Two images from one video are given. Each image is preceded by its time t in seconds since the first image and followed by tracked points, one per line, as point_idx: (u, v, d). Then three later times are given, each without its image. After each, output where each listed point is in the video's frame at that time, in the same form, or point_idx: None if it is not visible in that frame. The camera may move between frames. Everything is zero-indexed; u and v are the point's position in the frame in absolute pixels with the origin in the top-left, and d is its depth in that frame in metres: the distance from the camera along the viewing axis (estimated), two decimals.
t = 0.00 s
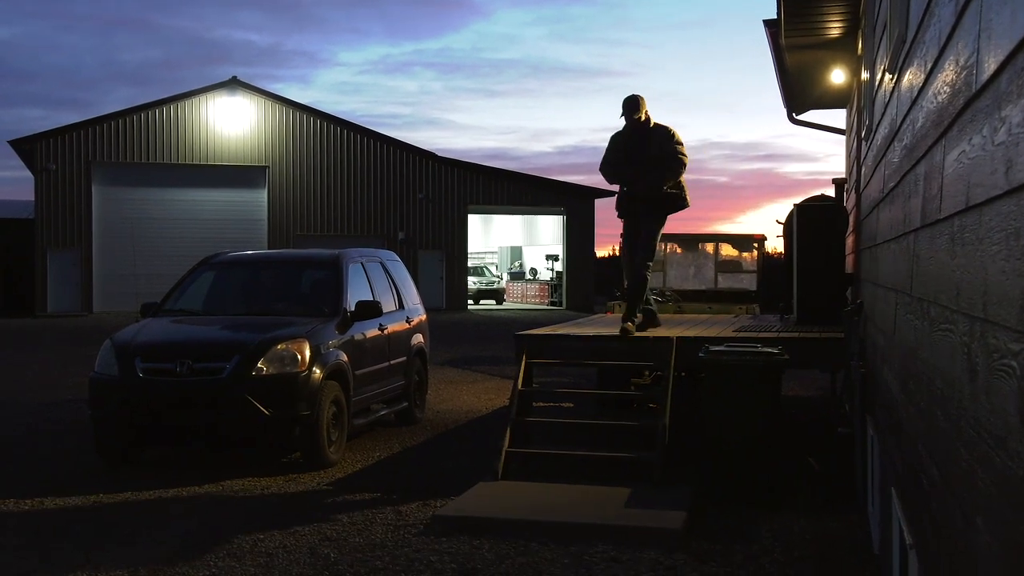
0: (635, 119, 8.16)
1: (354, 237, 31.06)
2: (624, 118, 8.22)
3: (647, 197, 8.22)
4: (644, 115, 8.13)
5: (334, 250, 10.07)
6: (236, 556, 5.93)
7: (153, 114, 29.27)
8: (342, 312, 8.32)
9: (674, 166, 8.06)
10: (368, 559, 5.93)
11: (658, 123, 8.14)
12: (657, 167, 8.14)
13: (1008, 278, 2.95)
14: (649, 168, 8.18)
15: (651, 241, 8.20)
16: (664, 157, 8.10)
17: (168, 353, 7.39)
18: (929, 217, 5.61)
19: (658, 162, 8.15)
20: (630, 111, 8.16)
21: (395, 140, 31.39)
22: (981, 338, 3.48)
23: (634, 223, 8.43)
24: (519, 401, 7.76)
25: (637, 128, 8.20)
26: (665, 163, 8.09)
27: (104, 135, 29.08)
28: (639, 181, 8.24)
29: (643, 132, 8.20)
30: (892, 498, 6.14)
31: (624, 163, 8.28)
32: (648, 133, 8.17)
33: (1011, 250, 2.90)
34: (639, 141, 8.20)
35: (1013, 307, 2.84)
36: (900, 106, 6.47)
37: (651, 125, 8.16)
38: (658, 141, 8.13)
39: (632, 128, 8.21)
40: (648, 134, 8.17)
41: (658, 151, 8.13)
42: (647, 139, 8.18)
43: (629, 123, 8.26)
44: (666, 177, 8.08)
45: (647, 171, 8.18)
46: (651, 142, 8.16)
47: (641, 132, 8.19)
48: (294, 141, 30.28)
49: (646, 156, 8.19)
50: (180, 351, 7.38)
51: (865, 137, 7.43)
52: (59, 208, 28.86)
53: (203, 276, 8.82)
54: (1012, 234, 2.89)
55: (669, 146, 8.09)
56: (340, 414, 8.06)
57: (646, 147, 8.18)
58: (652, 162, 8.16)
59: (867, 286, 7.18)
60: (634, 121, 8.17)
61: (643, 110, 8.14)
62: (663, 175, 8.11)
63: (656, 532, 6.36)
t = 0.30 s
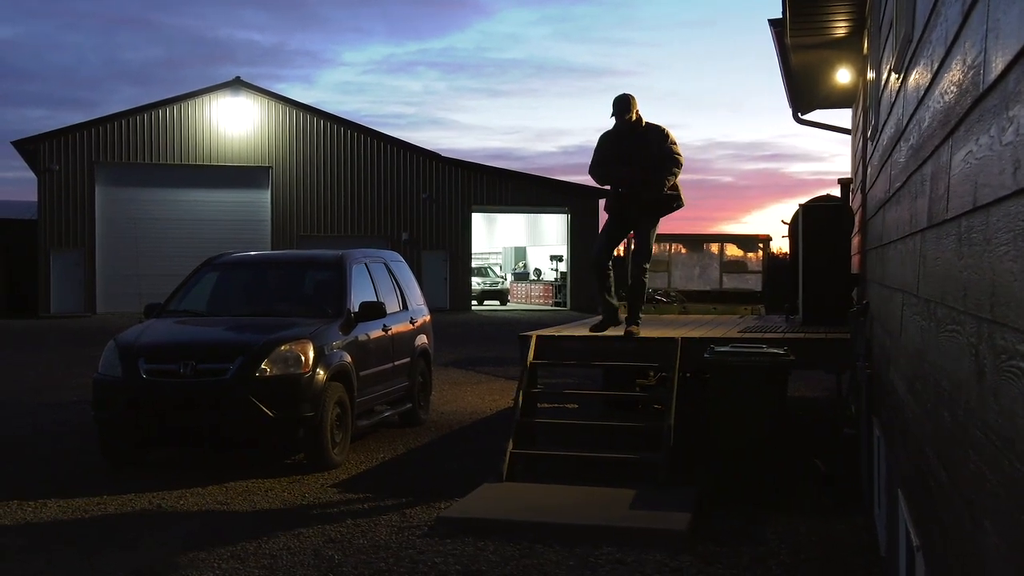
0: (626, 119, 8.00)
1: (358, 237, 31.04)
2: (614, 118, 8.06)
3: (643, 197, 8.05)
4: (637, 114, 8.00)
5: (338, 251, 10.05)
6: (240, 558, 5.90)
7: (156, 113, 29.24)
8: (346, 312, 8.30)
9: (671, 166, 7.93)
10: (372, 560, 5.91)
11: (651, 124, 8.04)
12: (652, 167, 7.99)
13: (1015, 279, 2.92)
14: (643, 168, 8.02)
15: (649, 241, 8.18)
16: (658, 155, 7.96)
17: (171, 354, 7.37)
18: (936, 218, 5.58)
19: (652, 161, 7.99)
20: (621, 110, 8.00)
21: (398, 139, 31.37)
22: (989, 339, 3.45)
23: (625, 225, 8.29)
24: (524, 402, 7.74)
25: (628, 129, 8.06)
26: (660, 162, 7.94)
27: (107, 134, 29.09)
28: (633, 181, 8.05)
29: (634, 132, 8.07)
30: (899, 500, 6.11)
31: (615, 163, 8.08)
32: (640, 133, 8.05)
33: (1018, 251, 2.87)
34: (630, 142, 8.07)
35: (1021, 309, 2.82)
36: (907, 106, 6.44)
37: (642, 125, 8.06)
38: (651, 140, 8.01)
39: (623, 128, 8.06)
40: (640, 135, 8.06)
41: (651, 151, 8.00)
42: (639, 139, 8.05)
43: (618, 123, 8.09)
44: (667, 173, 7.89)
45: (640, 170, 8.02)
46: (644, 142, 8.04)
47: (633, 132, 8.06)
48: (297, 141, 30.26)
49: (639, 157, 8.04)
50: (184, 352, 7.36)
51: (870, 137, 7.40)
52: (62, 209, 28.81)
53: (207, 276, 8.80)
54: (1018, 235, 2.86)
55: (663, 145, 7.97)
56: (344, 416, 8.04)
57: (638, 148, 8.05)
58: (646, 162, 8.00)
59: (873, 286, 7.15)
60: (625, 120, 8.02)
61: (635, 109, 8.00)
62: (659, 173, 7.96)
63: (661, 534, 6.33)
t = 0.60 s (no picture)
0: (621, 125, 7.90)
1: (361, 235, 31.01)
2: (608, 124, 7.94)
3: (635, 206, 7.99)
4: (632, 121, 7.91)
5: (341, 249, 10.01)
6: (242, 556, 5.87)
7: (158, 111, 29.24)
8: (349, 310, 8.27)
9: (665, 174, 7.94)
10: (375, 558, 5.89)
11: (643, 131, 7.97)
12: (646, 175, 7.93)
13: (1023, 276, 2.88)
14: (636, 177, 7.95)
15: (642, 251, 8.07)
16: (651, 163, 7.93)
17: (174, 352, 7.34)
18: (943, 214, 5.53)
19: (647, 169, 7.94)
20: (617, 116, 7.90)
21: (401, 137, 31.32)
22: (996, 336, 3.41)
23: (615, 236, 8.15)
24: (528, 401, 7.70)
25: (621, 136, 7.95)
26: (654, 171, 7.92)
27: (109, 132, 29.08)
28: (625, 189, 7.97)
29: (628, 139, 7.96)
30: (905, 499, 6.06)
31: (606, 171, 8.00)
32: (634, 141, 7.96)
33: None
34: (624, 149, 7.96)
35: None
36: (913, 102, 6.39)
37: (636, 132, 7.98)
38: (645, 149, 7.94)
39: (618, 134, 7.95)
40: (634, 142, 7.97)
41: (644, 160, 7.94)
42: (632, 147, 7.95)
43: (611, 129, 7.98)
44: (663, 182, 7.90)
45: (634, 178, 7.95)
46: (637, 149, 7.95)
47: (627, 138, 7.95)
48: (300, 139, 30.23)
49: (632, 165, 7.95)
50: (186, 350, 7.33)
51: (877, 134, 7.35)
52: (64, 206, 28.82)
53: (209, 274, 8.77)
54: None
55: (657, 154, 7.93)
56: (347, 414, 8.01)
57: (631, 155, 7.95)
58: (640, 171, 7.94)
59: (879, 284, 7.11)
60: (620, 126, 7.91)
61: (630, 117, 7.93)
62: (654, 182, 7.92)
63: (666, 533, 6.29)
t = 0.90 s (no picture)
0: (610, 139, 7.71)
1: (363, 233, 30.99)
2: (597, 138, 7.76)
3: (628, 221, 7.67)
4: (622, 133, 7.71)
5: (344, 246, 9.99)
6: (245, 554, 5.85)
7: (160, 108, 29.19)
8: (351, 307, 8.24)
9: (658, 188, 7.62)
10: (378, 557, 5.86)
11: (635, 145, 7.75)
12: (638, 189, 7.66)
13: None
14: (629, 191, 7.68)
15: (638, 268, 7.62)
16: (644, 176, 7.65)
17: (175, 349, 7.31)
18: (948, 211, 5.50)
19: (639, 182, 7.67)
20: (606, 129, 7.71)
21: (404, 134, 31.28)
22: (1002, 332, 3.38)
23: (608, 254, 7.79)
24: (531, 398, 7.67)
25: (612, 150, 7.75)
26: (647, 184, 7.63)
27: (110, 129, 29.05)
28: (618, 203, 7.71)
29: (619, 153, 7.74)
30: (911, 497, 6.02)
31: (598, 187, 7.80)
32: (625, 155, 7.72)
33: None
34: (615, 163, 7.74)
35: None
36: (918, 98, 6.35)
37: (627, 146, 7.76)
38: (636, 162, 7.69)
39: (608, 147, 7.74)
40: (626, 155, 7.74)
41: (636, 174, 7.68)
42: (623, 160, 7.71)
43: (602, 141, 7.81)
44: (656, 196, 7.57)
45: (626, 193, 7.69)
46: (628, 163, 7.70)
47: (619, 152, 7.74)
48: (302, 136, 30.20)
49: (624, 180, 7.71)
50: (188, 347, 7.31)
51: (881, 130, 7.31)
52: (66, 203, 28.81)
53: (211, 271, 8.74)
54: None
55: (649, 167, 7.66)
56: (350, 411, 7.98)
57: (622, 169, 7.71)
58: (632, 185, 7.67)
59: (884, 281, 7.07)
60: (610, 138, 7.71)
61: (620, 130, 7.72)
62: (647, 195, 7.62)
63: (670, 531, 6.26)
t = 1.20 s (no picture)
0: (609, 150, 7.52)
1: (367, 229, 30.95)
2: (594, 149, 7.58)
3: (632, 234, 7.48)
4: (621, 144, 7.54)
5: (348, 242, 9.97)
6: (249, 551, 5.83)
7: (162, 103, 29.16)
8: (354, 303, 8.21)
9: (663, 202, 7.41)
10: (382, 554, 5.83)
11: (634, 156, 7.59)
12: (642, 199, 7.50)
13: None
14: (632, 202, 7.54)
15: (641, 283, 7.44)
16: (647, 186, 7.50)
17: (178, 345, 7.30)
18: (955, 206, 5.46)
19: (642, 193, 7.51)
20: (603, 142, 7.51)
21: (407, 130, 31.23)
22: (1009, 328, 3.35)
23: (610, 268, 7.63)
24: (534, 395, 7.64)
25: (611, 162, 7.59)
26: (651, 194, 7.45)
27: (113, 124, 29.03)
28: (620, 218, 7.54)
29: (618, 164, 7.59)
30: (916, 494, 5.99)
31: (599, 200, 7.65)
32: (626, 166, 7.57)
33: None
34: (616, 175, 7.60)
35: None
36: (925, 93, 6.31)
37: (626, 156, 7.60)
38: (637, 172, 7.54)
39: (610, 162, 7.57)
40: (626, 166, 7.59)
41: (638, 183, 7.54)
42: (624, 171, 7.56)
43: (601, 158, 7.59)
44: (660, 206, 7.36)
45: (629, 204, 7.55)
46: (629, 173, 7.56)
47: (618, 163, 7.58)
48: (306, 131, 30.15)
49: (626, 190, 7.57)
50: (191, 343, 7.29)
51: (887, 125, 7.27)
52: (69, 198, 28.82)
53: (214, 267, 8.72)
54: None
55: (651, 177, 7.51)
56: (353, 408, 7.97)
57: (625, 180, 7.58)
58: (635, 195, 7.53)
59: (890, 277, 7.04)
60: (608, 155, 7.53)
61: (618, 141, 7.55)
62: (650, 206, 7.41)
63: (674, 528, 6.23)
